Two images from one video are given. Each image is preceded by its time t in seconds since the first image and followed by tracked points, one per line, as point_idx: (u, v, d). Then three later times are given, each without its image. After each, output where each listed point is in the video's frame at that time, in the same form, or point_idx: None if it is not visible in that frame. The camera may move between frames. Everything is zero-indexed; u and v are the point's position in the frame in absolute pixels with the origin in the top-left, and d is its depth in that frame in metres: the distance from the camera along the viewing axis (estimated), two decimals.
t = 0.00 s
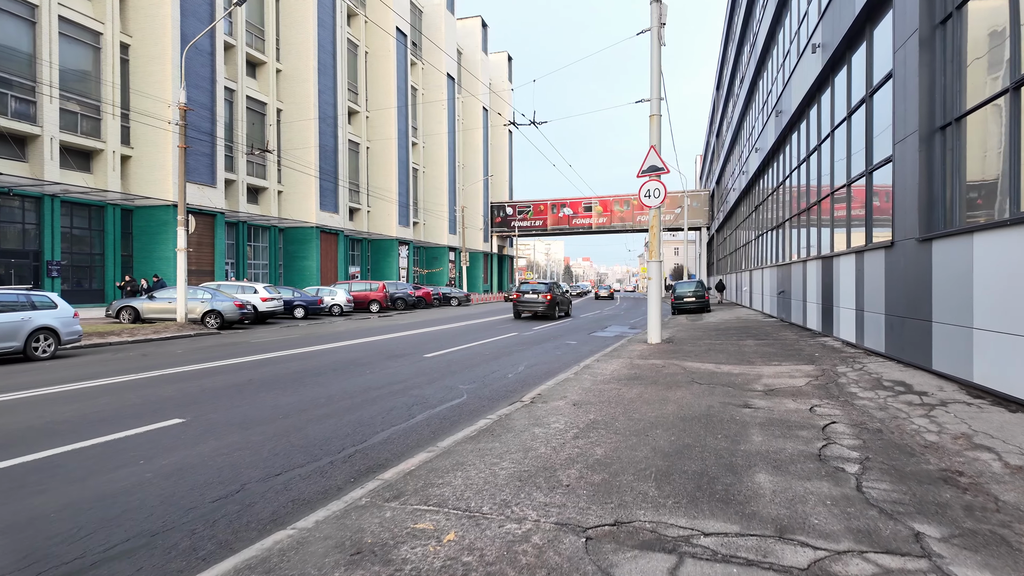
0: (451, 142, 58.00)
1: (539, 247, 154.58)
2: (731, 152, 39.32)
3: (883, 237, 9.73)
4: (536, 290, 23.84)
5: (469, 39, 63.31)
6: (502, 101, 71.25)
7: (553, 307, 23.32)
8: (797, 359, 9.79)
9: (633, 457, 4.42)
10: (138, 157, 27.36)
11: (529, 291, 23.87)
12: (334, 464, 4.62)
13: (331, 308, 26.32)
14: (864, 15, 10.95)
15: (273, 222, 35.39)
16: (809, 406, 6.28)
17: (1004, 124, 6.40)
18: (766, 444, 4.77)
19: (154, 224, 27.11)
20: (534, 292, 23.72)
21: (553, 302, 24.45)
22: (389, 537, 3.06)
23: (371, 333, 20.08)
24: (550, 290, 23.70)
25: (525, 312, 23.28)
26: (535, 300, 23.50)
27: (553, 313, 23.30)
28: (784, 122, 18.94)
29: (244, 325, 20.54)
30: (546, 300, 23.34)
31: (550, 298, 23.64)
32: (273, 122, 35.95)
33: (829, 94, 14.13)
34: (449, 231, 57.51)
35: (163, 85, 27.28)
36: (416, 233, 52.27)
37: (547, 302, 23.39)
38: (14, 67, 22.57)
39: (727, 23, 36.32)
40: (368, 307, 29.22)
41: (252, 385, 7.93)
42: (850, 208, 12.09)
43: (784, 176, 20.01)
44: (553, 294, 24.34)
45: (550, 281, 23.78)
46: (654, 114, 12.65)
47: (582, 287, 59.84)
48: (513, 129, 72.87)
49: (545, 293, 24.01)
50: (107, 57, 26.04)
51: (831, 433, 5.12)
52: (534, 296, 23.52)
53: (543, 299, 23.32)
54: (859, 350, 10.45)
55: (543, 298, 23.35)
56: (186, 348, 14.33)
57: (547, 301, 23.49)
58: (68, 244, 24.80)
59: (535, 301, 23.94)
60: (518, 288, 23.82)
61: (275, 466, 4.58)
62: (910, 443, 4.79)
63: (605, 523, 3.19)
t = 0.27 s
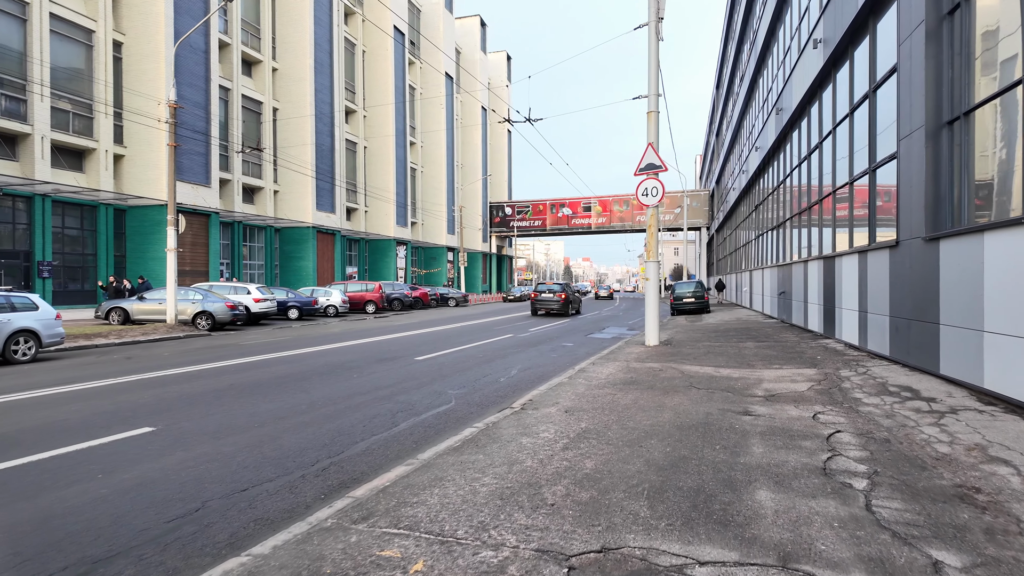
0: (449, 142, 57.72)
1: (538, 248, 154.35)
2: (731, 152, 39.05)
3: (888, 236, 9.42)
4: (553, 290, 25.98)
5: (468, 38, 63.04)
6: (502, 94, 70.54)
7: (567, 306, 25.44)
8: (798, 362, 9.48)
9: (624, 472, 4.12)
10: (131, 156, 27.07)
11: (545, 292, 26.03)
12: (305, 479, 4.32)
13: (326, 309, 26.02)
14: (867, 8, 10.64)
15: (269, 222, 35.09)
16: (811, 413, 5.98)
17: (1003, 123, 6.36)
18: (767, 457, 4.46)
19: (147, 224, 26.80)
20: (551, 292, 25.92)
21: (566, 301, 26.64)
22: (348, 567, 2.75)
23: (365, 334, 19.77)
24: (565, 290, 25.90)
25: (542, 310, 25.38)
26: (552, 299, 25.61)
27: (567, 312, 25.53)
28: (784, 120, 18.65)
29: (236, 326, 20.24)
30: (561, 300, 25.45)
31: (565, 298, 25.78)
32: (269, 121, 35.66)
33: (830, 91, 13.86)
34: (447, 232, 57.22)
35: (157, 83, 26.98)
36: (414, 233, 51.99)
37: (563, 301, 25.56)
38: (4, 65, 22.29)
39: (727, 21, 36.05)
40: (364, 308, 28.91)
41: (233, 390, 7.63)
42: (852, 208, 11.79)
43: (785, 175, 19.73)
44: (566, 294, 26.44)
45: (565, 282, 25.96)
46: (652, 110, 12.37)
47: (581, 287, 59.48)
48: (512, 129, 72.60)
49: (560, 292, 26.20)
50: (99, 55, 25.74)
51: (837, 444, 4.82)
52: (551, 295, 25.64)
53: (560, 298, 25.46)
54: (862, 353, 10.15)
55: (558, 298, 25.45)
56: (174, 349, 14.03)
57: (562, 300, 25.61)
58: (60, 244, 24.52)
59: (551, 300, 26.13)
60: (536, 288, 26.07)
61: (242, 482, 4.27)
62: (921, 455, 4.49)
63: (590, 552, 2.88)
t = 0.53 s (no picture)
0: (447, 141, 57.39)
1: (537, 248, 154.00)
2: (729, 151, 38.87)
3: (891, 233, 9.11)
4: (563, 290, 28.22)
5: (466, 37, 62.70)
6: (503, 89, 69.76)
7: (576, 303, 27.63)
8: (799, 364, 9.17)
9: (613, 485, 3.80)
10: (122, 154, 26.72)
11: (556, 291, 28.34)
12: (267, 493, 4.00)
13: (320, 309, 25.68)
14: None
15: (263, 221, 34.76)
16: (813, 418, 5.67)
17: (1001, 122, 6.28)
18: (767, 467, 4.14)
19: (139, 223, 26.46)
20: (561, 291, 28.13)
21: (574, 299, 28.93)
22: None
23: (357, 335, 19.44)
24: (573, 289, 28.12)
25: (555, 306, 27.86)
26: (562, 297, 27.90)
27: (577, 307, 27.85)
28: (783, 117, 18.33)
29: (227, 326, 19.92)
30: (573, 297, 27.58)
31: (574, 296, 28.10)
32: (264, 120, 35.32)
33: (831, 85, 13.55)
34: (445, 231, 56.89)
35: (149, 80, 26.63)
36: (411, 233, 51.64)
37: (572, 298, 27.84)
38: None
39: (726, 19, 35.71)
40: (359, 308, 28.57)
41: (209, 393, 7.30)
42: (854, 206, 11.45)
43: (783, 173, 19.43)
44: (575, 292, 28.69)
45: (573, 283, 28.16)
46: (649, 104, 12.04)
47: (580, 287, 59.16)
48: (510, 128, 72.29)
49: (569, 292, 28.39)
50: (90, 52, 25.40)
51: (840, 452, 4.51)
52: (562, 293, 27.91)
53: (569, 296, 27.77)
54: (864, 354, 9.84)
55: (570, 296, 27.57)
56: (159, 350, 13.69)
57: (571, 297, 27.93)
58: (49, 244, 24.15)
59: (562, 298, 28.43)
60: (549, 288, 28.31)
61: (198, 496, 3.94)
62: (933, 466, 4.18)
63: None
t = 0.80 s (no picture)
0: (445, 140, 57.08)
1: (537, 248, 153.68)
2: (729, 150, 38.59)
3: (897, 233, 8.79)
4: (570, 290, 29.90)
5: (464, 35, 62.38)
6: (503, 87, 69.15)
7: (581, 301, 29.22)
8: (802, 368, 8.84)
9: (603, 507, 3.47)
10: (115, 152, 26.41)
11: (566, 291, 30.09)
12: (228, 515, 3.68)
13: (315, 309, 25.35)
14: None
15: (260, 221, 34.48)
16: (819, 429, 5.35)
17: (1004, 120, 6.20)
18: (772, 486, 3.82)
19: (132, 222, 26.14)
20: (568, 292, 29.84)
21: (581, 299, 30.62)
22: None
23: (351, 336, 19.13)
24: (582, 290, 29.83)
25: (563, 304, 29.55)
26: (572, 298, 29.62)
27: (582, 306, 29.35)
28: (785, 114, 18.00)
29: (219, 327, 19.61)
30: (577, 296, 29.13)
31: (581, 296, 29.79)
32: (261, 118, 35.03)
33: (834, 82, 13.26)
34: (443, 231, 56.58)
35: (142, 78, 26.33)
36: (409, 232, 51.33)
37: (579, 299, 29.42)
38: None
39: (726, 17, 35.44)
40: (355, 308, 28.25)
41: (186, 400, 6.97)
42: (858, 206, 11.14)
43: (785, 171, 19.13)
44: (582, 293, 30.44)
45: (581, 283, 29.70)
46: (647, 100, 11.74)
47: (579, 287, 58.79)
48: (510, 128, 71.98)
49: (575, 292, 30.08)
50: (83, 49, 25.09)
51: (849, 467, 4.21)
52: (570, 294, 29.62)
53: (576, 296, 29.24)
54: (869, 358, 9.53)
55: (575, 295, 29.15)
56: (145, 352, 13.36)
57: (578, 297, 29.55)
58: (41, 243, 23.83)
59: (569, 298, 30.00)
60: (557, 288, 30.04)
61: (153, 519, 3.62)
62: (950, 484, 3.87)
63: None
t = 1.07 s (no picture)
0: (444, 138, 56.75)
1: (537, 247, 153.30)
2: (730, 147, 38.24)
3: (906, 230, 8.47)
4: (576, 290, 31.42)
5: (464, 33, 62.05)
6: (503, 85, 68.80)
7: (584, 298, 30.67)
8: (807, 369, 8.50)
9: (595, 525, 3.14)
10: (108, 149, 26.08)
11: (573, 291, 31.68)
12: (183, 532, 3.36)
13: (311, 308, 25.01)
14: None
15: (256, 219, 34.15)
16: (829, 435, 5.02)
17: None
18: (781, 500, 3.48)
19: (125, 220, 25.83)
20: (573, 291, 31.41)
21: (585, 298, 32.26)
22: None
23: (346, 335, 18.80)
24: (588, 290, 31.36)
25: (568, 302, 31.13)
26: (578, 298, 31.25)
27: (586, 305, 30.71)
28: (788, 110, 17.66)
29: (212, 327, 19.30)
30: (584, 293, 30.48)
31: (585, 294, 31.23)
32: (257, 116, 34.69)
33: (839, 74, 12.90)
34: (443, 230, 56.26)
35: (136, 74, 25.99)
36: (408, 231, 51.00)
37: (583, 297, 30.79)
38: None
39: (727, 14, 35.11)
40: (351, 307, 27.91)
41: (161, 402, 6.64)
42: (865, 201, 10.79)
43: (787, 168, 18.77)
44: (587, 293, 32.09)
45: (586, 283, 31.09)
46: (646, 93, 11.40)
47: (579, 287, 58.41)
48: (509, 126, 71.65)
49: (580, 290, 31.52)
50: (75, 45, 24.76)
51: (864, 477, 3.88)
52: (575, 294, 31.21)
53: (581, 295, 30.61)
54: (876, 358, 9.19)
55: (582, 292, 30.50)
56: (132, 352, 13.04)
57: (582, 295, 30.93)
58: (32, 241, 23.52)
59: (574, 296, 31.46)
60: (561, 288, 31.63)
61: (99, 536, 3.29)
62: (976, 498, 3.54)
63: None
